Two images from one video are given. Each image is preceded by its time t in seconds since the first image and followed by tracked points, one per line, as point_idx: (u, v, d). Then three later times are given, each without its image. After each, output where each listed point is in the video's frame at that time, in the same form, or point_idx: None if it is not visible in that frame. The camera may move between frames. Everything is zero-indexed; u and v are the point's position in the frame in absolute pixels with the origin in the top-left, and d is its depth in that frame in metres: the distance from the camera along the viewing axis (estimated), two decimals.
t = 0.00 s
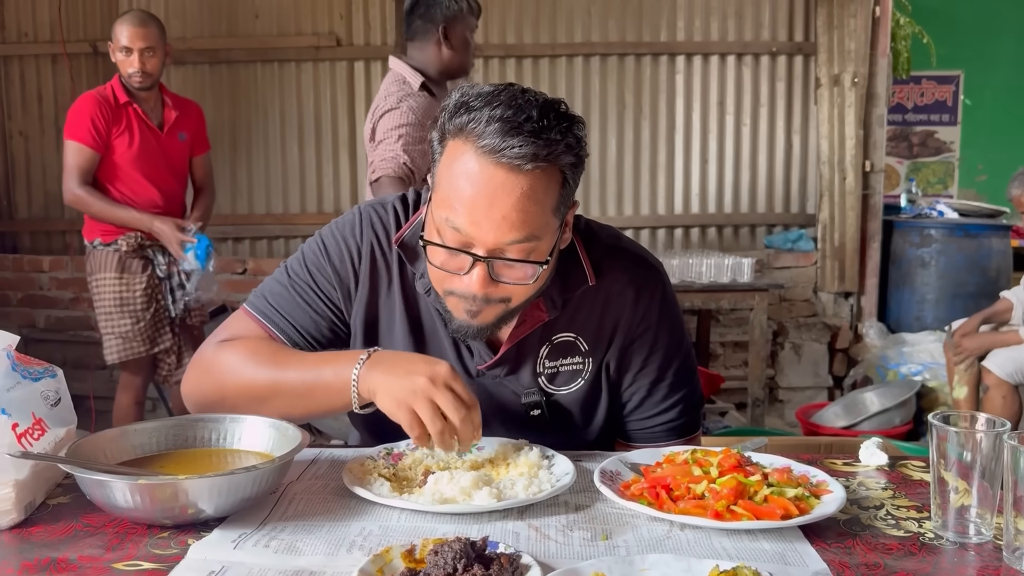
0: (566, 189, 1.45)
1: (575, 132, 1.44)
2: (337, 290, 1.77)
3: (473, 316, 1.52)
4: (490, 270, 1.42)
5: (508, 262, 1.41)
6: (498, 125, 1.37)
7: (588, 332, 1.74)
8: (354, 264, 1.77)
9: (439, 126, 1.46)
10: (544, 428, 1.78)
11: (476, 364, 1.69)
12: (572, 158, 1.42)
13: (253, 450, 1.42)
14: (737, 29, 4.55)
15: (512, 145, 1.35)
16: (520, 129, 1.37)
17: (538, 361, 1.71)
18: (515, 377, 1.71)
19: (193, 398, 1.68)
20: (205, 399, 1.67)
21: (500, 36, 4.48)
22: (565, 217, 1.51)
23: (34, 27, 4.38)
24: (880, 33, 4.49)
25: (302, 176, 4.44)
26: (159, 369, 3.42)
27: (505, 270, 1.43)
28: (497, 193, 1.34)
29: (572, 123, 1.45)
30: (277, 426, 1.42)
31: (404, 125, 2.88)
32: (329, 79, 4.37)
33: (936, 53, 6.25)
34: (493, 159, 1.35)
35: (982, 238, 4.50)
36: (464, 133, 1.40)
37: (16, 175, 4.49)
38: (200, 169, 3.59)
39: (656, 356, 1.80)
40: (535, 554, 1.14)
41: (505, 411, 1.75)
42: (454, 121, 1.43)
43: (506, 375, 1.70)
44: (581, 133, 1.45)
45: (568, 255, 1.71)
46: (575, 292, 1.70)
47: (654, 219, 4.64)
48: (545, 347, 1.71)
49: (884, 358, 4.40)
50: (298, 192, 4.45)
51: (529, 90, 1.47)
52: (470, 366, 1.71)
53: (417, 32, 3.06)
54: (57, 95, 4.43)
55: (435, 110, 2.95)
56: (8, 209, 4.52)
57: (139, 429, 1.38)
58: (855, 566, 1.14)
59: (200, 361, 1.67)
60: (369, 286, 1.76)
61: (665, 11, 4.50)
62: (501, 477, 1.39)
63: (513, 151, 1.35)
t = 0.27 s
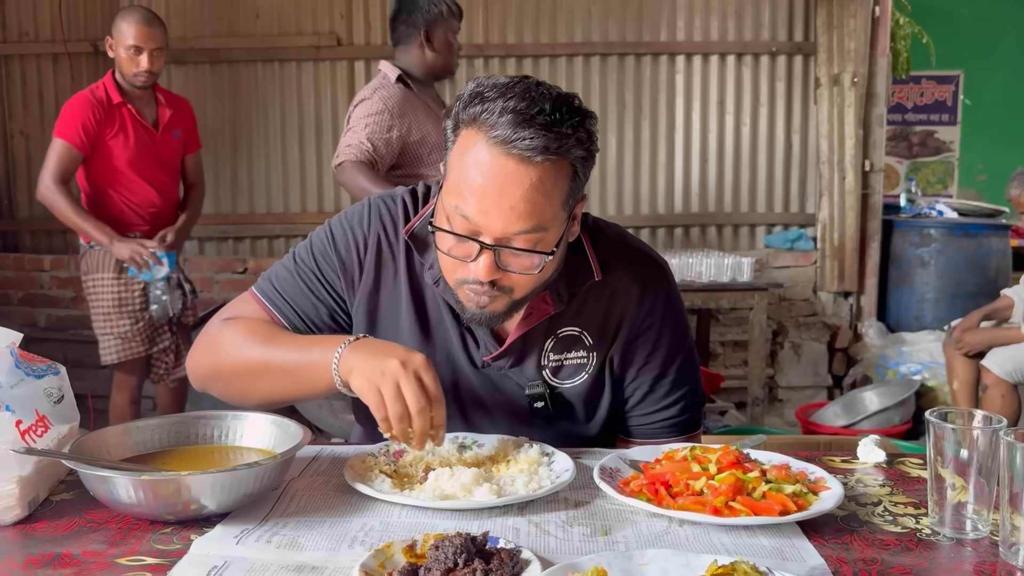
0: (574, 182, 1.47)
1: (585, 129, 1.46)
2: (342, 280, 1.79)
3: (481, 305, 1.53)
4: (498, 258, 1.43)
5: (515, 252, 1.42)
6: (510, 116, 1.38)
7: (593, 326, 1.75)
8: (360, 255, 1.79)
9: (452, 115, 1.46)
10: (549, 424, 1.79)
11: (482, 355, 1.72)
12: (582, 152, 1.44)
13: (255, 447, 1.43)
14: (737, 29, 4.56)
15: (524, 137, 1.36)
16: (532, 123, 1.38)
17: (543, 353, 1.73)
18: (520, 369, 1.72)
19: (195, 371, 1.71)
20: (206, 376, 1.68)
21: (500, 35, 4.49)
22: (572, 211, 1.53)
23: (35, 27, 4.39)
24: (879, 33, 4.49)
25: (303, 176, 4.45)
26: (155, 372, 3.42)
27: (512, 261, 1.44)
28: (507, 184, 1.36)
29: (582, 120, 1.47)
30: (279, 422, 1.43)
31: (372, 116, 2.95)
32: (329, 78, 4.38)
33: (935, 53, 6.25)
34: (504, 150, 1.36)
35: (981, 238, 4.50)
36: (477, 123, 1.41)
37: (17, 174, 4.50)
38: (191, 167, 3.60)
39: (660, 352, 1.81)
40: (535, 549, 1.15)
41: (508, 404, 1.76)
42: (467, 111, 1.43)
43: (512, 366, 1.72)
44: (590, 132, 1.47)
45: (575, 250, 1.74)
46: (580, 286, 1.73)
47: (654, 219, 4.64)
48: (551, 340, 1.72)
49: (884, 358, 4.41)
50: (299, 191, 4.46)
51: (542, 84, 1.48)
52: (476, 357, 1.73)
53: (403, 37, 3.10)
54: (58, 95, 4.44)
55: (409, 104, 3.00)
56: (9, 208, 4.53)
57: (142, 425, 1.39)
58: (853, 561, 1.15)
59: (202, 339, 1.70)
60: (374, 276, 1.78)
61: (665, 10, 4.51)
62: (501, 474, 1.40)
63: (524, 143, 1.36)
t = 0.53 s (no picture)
0: (581, 168, 1.48)
1: (591, 113, 1.47)
2: (354, 270, 1.81)
3: (487, 288, 1.56)
4: (507, 244, 1.45)
5: (524, 237, 1.44)
6: (515, 104, 1.40)
7: (599, 319, 1.76)
8: (373, 245, 1.81)
9: (460, 106, 1.48)
10: (550, 414, 1.78)
11: (489, 345, 1.74)
12: (587, 136, 1.45)
13: (255, 445, 1.44)
14: (736, 29, 4.57)
15: (529, 123, 1.38)
16: (538, 109, 1.40)
17: (549, 345, 1.74)
18: (526, 360, 1.74)
19: (208, 360, 1.73)
20: (219, 366, 1.70)
21: (500, 35, 4.50)
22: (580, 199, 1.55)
23: (35, 28, 4.40)
24: (878, 33, 4.50)
25: (302, 177, 4.46)
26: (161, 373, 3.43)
27: (521, 246, 1.46)
28: (514, 169, 1.38)
29: (587, 104, 1.48)
30: (279, 420, 1.44)
31: (351, 100, 3.01)
32: (329, 79, 4.39)
33: (934, 53, 6.26)
34: (510, 137, 1.38)
35: (980, 238, 4.51)
36: (484, 112, 1.43)
37: (17, 174, 4.51)
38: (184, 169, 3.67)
39: (664, 348, 1.82)
40: (533, 546, 1.16)
41: (512, 393, 1.76)
42: (474, 102, 1.45)
43: (518, 356, 1.73)
44: (596, 114, 1.48)
45: (583, 246, 1.77)
46: (589, 281, 1.75)
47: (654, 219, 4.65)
48: (557, 332, 1.74)
49: (883, 357, 4.42)
50: (299, 191, 4.47)
51: (546, 73, 1.50)
52: (482, 347, 1.75)
53: (394, 41, 3.13)
54: (58, 96, 4.44)
55: (390, 96, 3.05)
56: (10, 209, 4.54)
57: (142, 424, 1.40)
58: (848, 558, 1.16)
59: (218, 330, 1.72)
60: (385, 267, 1.80)
61: (664, 10, 4.52)
62: (499, 472, 1.41)
63: (530, 129, 1.38)
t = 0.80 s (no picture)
0: (587, 159, 1.53)
1: (599, 107, 1.53)
2: (365, 265, 1.82)
3: (493, 279, 1.59)
4: (510, 228, 1.50)
5: (527, 222, 1.49)
6: (527, 89, 1.46)
7: (605, 312, 1.77)
8: (383, 239, 1.83)
9: (473, 89, 1.54)
10: (554, 406, 1.77)
11: (496, 336, 1.75)
12: (595, 127, 1.51)
13: (256, 443, 1.44)
14: (735, 29, 4.57)
15: (538, 108, 1.44)
16: (547, 95, 1.45)
17: (555, 337, 1.75)
18: (532, 351, 1.75)
19: (223, 358, 1.74)
20: (234, 365, 1.72)
21: (499, 35, 4.50)
22: (585, 191, 1.60)
23: (36, 27, 4.40)
24: (878, 33, 4.51)
25: (302, 177, 4.46)
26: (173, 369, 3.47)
27: (524, 232, 1.51)
28: (521, 152, 1.43)
29: (597, 98, 1.54)
30: (279, 420, 1.44)
31: (339, 92, 2.99)
32: (329, 79, 4.39)
33: (933, 52, 6.27)
34: (519, 121, 1.43)
35: (979, 237, 4.51)
36: (495, 97, 1.48)
37: (17, 175, 4.51)
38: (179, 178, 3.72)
39: (668, 342, 1.83)
40: (532, 543, 1.16)
41: (517, 385, 1.76)
42: (487, 87, 1.51)
43: (525, 348, 1.74)
44: (604, 110, 1.54)
45: (590, 242, 1.79)
46: (595, 276, 1.76)
47: (653, 219, 4.66)
48: (562, 325, 1.75)
49: (883, 357, 4.43)
50: (299, 191, 4.47)
51: (559, 65, 1.55)
52: (489, 338, 1.76)
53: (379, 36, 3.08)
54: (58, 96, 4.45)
55: (378, 92, 3.03)
56: (10, 209, 4.54)
57: (142, 423, 1.41)
58: (846, 555, 1.16)
59: (233, 329, 1.74)
60: (395, 261, 1.82)
61: (663, 10, 4.53)
62: (499, 470, 1.42)
63: (538, 114, 1.43)
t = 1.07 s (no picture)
0: (592, 146, 1.57)
1: (605, 94, 1.56)
2: (373, 261, 1.82)
3: (495, 256, 1.60)
4: (516, 212, 1.53)
5: (533, 205, 1.52)
6: (534, 75, 1.48)
7: (607, 307, 1.78)
8: (390, 234, 1.83)
9: (481, 77, 1.56)
10: (555, 398, 1.77)
11: (499, 328, 1.76)
12: (600, 114, 1.54)
13: (256, 443, 1.44)
14: (734, 29, 4.57)
15: (545, 93, 1.47)
16: (553, 82, 1.48)
17: (557, 330, 1.75)
18: (534, 343, 1.75)
19: (236, 359, 1.74)
20: (246, 367, 1.72)
21: (498, 35, 4.50)
22: (589, 179, 1.63)
23: (35, 28, 4.40)
24: (877, 33, 4.52)
25: (302, 178, 4.46)
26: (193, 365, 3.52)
27: (531, 216, 1.54)
28: (529, 137, 1.46)
29: (603, 87, 1.56)
30: (279, 419, 1.45)
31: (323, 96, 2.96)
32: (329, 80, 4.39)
33: (933, 52, 6.27)
34: (527, 106, 1.47)
35: (979, 237, 4.51)
36: (503, 84, 1.51)
37: (17, 175, 4.51)
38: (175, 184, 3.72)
39: (668, 338, 1.83)
40: (531, 542, 1.16)
41: (519, 378, 1.76)
42: (495, 76, 1.53)
43: (528, 340, 1.75)
44: (609, 95, 1.57)
45: (594, 237, 1.80)
46: (599, 270, 1.77)
47: (653, 218, 4.66)
48: (565, 319, 1.76)
49: (882, 357, 4.42)
50: (299, 192, 4.47)
51: (565, 55, 1.58)
52: (493, 330, 1.77)
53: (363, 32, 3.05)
54: (58, 97, 4.45)
55: (362, 94, 3.00)
56: (10, 209, 4.54)
57: (142, 423, 1.41)
58: (844, 554, 1.16)
59: (246, 332, 1.74)
60: (402, 256, 1.82)
61: (663, 10, 4.53)
62: (498, 470, 1.42)
63: (546, 99, 1.47)
